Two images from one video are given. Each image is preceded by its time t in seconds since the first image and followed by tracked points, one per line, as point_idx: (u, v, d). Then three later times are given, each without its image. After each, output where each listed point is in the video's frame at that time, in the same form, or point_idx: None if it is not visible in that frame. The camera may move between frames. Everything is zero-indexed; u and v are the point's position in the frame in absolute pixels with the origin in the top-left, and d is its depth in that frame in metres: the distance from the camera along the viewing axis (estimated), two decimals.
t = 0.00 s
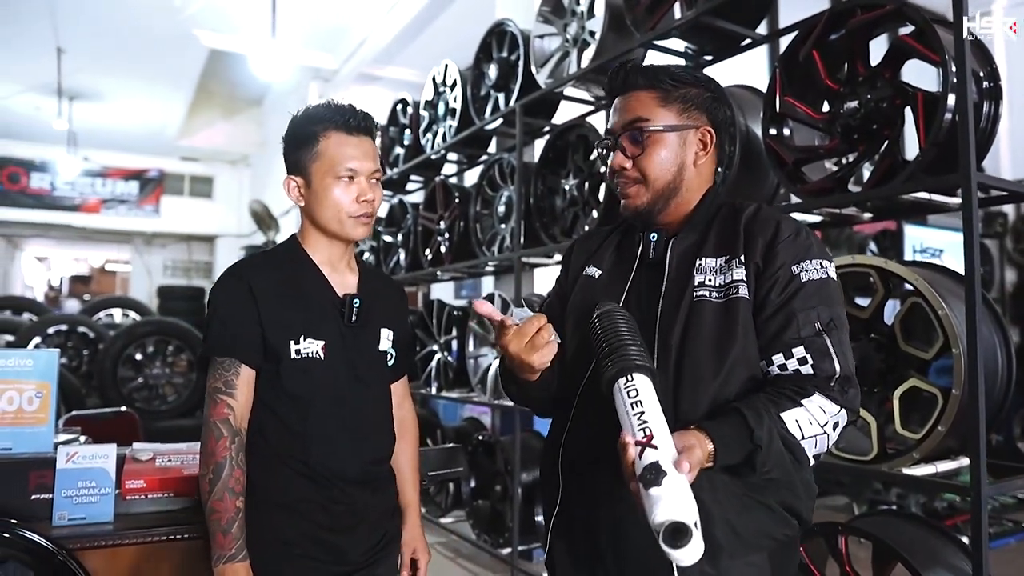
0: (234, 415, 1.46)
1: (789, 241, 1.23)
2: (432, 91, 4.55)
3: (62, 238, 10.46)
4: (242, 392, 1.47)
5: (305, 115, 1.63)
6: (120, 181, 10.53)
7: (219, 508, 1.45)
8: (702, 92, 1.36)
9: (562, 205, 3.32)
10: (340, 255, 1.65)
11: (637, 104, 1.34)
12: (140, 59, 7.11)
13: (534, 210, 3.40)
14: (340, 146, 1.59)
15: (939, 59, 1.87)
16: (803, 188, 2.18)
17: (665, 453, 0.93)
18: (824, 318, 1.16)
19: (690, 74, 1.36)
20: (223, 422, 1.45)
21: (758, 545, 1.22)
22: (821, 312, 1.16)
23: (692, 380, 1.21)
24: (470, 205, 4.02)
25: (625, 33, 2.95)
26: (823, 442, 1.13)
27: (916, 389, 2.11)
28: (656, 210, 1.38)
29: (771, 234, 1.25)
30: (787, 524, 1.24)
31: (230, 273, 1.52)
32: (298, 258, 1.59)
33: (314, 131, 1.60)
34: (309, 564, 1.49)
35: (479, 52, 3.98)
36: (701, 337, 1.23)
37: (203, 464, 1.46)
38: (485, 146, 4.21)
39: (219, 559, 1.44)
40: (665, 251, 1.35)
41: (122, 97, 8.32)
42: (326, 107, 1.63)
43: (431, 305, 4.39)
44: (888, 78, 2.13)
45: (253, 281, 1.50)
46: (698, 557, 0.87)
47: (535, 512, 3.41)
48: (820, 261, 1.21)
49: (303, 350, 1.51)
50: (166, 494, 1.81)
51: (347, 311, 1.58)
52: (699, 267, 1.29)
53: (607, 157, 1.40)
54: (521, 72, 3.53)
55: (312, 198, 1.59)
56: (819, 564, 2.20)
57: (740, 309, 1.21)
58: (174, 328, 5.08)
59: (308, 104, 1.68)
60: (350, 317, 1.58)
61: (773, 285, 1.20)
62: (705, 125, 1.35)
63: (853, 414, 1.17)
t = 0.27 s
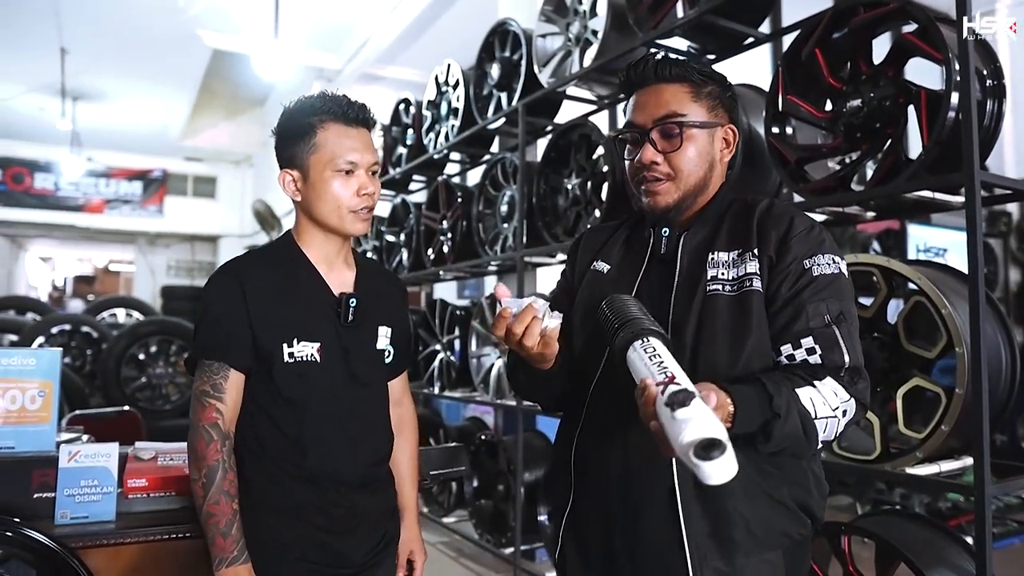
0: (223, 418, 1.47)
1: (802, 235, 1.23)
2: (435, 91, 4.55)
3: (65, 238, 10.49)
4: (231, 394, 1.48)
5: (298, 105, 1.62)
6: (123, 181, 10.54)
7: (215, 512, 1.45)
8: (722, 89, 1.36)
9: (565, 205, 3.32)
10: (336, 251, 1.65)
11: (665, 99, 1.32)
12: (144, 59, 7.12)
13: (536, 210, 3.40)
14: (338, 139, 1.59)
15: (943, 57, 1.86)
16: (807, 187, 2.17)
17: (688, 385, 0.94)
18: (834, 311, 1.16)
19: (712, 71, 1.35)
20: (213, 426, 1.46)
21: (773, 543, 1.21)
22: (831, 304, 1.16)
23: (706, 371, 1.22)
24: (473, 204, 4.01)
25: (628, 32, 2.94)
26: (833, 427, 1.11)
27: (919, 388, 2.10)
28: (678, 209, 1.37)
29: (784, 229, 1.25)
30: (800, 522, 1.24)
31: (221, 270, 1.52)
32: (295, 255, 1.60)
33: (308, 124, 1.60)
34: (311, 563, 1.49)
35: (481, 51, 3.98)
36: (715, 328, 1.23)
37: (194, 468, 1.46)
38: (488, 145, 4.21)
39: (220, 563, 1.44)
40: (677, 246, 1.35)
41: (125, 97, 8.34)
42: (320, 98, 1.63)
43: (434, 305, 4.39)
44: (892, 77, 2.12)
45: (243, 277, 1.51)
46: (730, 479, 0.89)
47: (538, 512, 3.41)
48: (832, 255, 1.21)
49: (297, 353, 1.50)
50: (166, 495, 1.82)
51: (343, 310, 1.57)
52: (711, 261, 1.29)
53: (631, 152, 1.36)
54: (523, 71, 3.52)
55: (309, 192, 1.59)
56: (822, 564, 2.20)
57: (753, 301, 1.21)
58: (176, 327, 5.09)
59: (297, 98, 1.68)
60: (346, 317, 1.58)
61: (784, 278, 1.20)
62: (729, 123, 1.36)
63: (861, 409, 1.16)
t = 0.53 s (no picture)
0: (207, 420, 1.46)
1: (809, 231, 1.23)
2: (436, 90, 4.55)
3: (68, 238, 10.52)
4: (214, 396, 1.48)
5: (287, 97, 1.58)
6: (126, 181, 10.55)
7: (208, 512, 1.44)
8: (726, 86, 1.37)
9: (566, 204, 3.32)
10: (327, 247, 1.63)
11: (670, 93, 1.32)
12: (146, 59, 7.13)
13: (538, 209, 3.40)
14: (327, 132, 1.55)
15: (944, 56, 1.85)
16: (808, 186, 2.17)
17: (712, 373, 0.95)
18: (842, 307, 1.16)
19: (717, 67, 1.36)
20: (197, 428, 1.45)
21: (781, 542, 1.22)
22: (840, 301, 1.16)
23: (714, 365, 1.22)
24: (474, 204, 4.01)
25: (629, 31, 2.93)
26: (844, 422, 1.11)
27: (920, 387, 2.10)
28: (681, 205, 1.37)
29: (791, 225, 1.25)
30: (808, 520, 1.24)
31: (208, 266, 1.50)
32: (284, 252, 1.58)
33: (296, 117, 1.56)
34: (311, 562, 1.49)
35: (483, 51, 3.98)
36: (723, 323, 1.23)
37: (182, 471, 1.45)
38: (489, 145, 4.21)
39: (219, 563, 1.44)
40: (682, 242, 1.35)
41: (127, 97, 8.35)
42: (309, 89, 1.59)
43: (435, 305, 4.39)
44: (893, 76, 2.11)
45: (230, 273, 1.50)
46: (768, 464, 0.85)
47: (539, 512, 3.40)
48: (839, 251, 1.21)
49: (283, 352, 1.49)
50: (167, 493, 1.81)
51: (332, 308, 1.56)
52: (718, 256, 1.29)
53: (633, 147, 1.36)
54: (525, 71, 3.52)
55: (297, 187, 1.56)
56: (824, 564, 2.19)
57: (761, 297, 1.21)
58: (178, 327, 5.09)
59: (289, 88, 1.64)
60: (337, 314, 1.56)
61: (793, 275, 1.20)
62: (732, 119, 1.37)
63: (869, 405, 1.17)
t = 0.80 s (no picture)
0: (203, 412, 1.28)
1: (810, 231, 1.23)
2: (436, 90, 4.55)
3: (68, 238, 10.52)
4: (207, 390, 1.30)
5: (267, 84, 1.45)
6: (126, 181, 10.54)
7: (233, 482, 1.20)
8: (728, 85, 1.37)
9: (566, 204, 3.31)
10: (307, 242, 1.49)
11: (672, 91, 1.32)
12: (147, 59, 7.13)
13: (538, 209, 3.40)
14: (305, 121, 1.42)
15: (945, 55, 1.85)
16: (809, 185, 2.17)
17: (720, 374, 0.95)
18: (844, 307, 1.16)
19: (719, 67, 1.36)
20: (195, 420, 1.26)
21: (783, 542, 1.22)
22: (841, 301, 1.16)
23: (716, 363, 1.22)
24: (474, 204, 4.01)
25: (629, 31, 2.93)
26: (846, 422, 1.12)
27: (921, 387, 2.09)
28: (682, 204, 1.37)
29: (792, 224, 1.25)
30: (810, 520, 1.24)
31: (182, 265, 1.35)
32: (263, 246, 1.44)
33: (271, 104, 1.43)
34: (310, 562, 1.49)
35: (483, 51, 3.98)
36: (725, 323, 1.23)
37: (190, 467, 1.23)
38: (490, 145, 4.21)
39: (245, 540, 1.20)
40: (683, 241, 1.35)
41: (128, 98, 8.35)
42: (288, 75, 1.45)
43: (436, 305, 4.39)
44: (893, 75, 2.11)
45: (208, 266, 1.35)
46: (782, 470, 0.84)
47: (539, 512, 3.40)
48: (840, 251, 1.21)
49: (268, 351, 1.36)
50: (166, 493, 1.81)
51: (317, 303, 1.43)
52: (719, 255, 1.29)
53: (634, 145, 1.36)
54: (525, 71, 3.52)
55: (271, 178, 1.43)
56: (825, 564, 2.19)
57: (764, 296, 1.21)
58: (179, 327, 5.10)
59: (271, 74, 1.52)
60: (321, 310, 1.43)
61: (795, 275, 1.20)
62: (733, 119, 1.37)
63: (870, 406, 1.17)
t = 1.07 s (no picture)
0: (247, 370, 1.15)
1: (808, 232, 1.23)
2: (438, 90, 4.55)
3: (70, 238, 10.54)
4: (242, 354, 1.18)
5: (247, 76, 1.34)
6: (127, 181, 10.44)
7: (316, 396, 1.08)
8: (725, 87, 1.37)
9: (568, 204, 3.31)
10: (287, 243, 1.43)
11: (665, 92, 1.33)
12: (149, 59, 7.14)
13: (540, 209, 3.40)
14: (288, 120, 1.32)
15: (947, 55, 1.85)
16: (810, 185, 2.17)
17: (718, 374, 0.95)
18: (841, 308, 1.17)
19: (716, 68, 1.36)
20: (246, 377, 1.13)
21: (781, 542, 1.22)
22: (839, 303, 1.16)
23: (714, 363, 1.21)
24: (476, 204, 4.01)
25: (631, 30, 2.92)
26: (844, 423, 1.12)
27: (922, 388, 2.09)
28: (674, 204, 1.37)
29: (791, 225, 1.25)
30: (807, 519, 1.24)
31: (174, 260, 1.27)
32: (244, 245, 1.36)
33: (252, 99, 1.32)
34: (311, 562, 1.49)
35: (484, 51, 3.98)
36: (724, 323, 1.22)
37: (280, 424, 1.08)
38: (491, 145, 4.21)
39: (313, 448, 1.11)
40: (681, 242, 1.34)
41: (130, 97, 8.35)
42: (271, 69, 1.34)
43: (437, 304, 4.40)
44: (895, 75, 2.11)
45: (201, 264, 1.26)
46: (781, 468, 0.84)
47: (541, 512, 3.40)
48: (838, 253, 1.21)
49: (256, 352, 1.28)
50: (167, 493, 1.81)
51: (305, 305, 1.37)
52: (717, 256, 1.29)
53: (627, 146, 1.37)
54: (526, 71, 3.52)
55: (250, 179, 1.34)
56: (826, 565, 2.19)
57: (762, 297, 1.21)
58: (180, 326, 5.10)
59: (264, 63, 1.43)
60: (308, 311, 1.37)
61: (793, 276, 1.20)
62: (729, 120, 1.36)
63: (867, 406, 1.17)
